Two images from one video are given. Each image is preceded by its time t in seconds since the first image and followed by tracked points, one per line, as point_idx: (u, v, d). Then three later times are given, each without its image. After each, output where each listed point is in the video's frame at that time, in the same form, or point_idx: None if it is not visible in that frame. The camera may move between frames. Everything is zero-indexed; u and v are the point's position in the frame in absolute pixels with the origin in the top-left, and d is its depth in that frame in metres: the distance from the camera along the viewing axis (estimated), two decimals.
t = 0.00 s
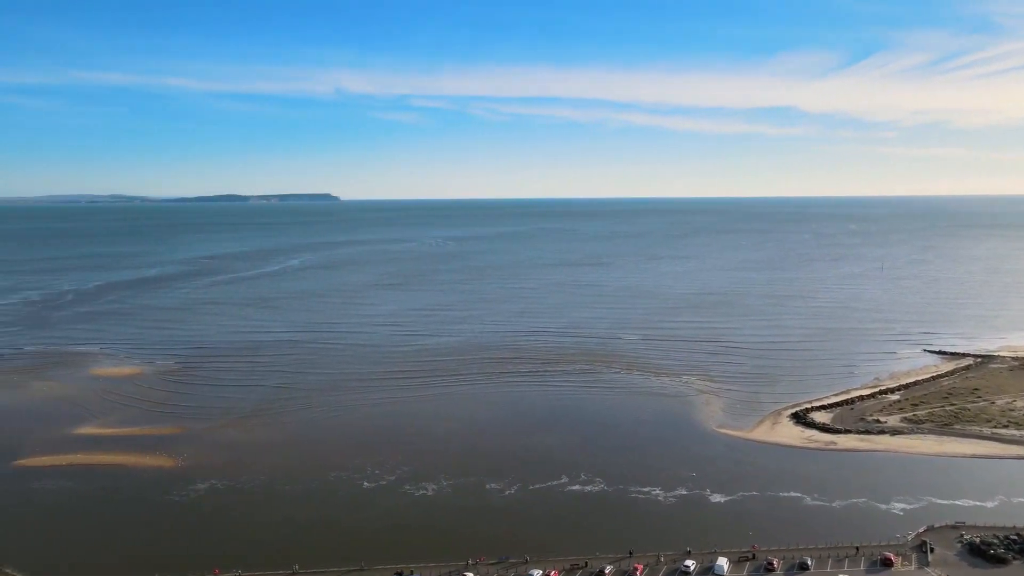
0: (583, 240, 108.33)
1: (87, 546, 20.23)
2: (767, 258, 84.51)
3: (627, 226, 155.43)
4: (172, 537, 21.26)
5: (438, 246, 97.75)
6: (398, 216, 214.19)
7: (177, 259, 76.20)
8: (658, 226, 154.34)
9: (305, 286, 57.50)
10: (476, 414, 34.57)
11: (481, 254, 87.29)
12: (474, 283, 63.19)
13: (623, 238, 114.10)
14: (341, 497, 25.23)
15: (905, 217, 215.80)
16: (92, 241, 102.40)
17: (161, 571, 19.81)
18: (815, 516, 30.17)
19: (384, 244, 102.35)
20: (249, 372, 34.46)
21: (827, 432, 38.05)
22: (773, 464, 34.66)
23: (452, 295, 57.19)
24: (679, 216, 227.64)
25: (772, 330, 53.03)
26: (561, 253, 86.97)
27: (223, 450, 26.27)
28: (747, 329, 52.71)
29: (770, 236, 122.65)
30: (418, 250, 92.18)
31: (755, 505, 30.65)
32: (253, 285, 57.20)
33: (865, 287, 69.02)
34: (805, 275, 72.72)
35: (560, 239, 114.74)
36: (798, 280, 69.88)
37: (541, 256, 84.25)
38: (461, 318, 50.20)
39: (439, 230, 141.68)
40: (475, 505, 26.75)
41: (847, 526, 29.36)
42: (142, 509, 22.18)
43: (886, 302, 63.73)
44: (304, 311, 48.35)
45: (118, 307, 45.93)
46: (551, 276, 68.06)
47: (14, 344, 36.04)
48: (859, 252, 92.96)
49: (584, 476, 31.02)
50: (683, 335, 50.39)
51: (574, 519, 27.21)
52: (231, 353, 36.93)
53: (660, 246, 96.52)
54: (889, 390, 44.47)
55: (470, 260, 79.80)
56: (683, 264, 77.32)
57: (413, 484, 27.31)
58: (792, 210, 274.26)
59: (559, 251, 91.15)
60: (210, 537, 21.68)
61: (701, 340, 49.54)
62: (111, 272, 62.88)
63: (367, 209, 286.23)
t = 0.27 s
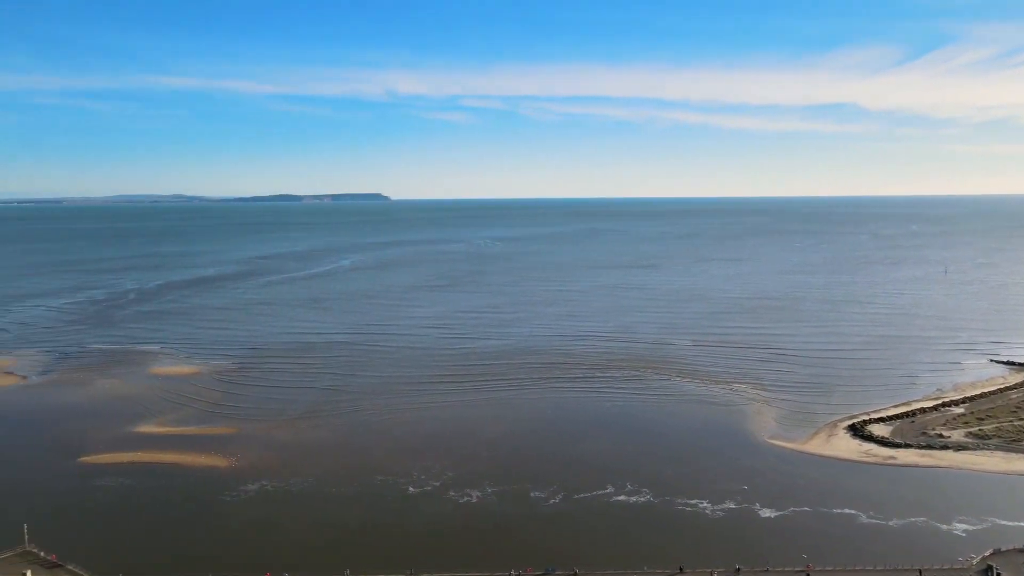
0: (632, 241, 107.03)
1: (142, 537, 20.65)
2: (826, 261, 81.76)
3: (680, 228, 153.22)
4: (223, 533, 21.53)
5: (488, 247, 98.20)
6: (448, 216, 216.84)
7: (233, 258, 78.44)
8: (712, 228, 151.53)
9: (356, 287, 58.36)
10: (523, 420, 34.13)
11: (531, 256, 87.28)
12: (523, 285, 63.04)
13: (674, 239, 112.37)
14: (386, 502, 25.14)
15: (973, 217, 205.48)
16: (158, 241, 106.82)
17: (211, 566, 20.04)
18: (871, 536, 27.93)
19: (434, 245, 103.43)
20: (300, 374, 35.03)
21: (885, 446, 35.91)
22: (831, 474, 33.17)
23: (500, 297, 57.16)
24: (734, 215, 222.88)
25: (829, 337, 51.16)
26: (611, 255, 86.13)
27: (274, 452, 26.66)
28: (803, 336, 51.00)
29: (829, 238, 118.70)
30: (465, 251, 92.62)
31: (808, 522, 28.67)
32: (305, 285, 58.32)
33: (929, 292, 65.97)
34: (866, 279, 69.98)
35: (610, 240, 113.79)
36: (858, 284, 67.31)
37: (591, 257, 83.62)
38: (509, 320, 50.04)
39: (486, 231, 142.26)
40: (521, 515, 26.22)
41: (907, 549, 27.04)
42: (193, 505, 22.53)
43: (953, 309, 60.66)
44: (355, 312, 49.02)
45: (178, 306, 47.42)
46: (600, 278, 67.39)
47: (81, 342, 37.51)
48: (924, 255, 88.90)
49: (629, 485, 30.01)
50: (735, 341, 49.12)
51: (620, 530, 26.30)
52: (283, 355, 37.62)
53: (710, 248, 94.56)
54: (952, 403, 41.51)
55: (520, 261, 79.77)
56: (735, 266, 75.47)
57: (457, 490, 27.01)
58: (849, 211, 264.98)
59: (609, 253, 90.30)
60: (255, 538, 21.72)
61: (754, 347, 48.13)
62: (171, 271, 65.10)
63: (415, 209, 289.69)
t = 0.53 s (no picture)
0: (681, 242, 105.23)
1: (195, 534, 21.25)
2: (888, 264, 78.55)
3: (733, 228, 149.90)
4: (271, 533, 21.94)
5: (536, 248, 98.03)
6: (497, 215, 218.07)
7: (287, 258, 80.42)
8: (766, 228, 147.74)
9: (404, 288, 59.00)
10: (568, 427, 33.80)
11: (579, 256, 86.71)
12: (570, 287, 62.61)
13: (727, 241, 109.83)
14: (431, 508, 25.17)
15: None
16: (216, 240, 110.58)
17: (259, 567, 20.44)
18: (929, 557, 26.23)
19: (482, 245, 103.85)
20: (349, 376, 35.55)
21: (949, 462, 33.64)
22: (893, 486, 31.64)
23: (548, 299, 56.89)
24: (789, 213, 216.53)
25: (890, 346, 49.06)
26: (661, 256, 84.79)
27: (322, 455, 27.07)
28: (862, 344, 49.11)
29: (892, 238, 114.18)
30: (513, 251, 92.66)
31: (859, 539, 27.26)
32: (355, 286, 59.27)
33: (999, 299, 62.66)
34: (931, 284, 66.89)
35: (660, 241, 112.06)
36: (922, 289, 64.39)
37: (641, 259, 82.52)
38: (557, 324, 49.71)
39: (533, 231, 142.14)
40: (563, 525, 25.80)
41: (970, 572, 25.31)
42: (241, 504, 23.00)
43: None
44: (404, 313, 49.53)
45: (234, 306, 48.83)
46: (649, 281, 66.43)
47: (142, 341, 38.96)
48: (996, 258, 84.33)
49: (673, 497, 29.17)
50: (789, 348, 47.70)
51: (664, 544, 25.59)
52: (333, 356, 38.27)
53: (763, 250, 92.14)
54: None
55: (568, 262, 79.30)
56: (790, 269, 73.31)
57: (501, 498, 26.85)
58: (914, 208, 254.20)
59: (659, 253, 88.96)
60: (298, 540, 21.94)
61: (810, 355, 46.58)
62: (228, 270, 67.15)
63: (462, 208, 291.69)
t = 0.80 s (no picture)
0: (732, 243, 102.96)
1: (247, 533, 21.75)
2: (956, 267, 74.79)
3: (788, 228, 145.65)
4: (319, 535, 22.27)
5: (584, 249, 97.34)
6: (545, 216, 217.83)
7: (338, 258, 81.94)
8: (823, 229, 142.98)
9: (452, 289, 59.35)
10: (615, 435, 33.34)
11: (628, 258, 85.65)
12: (619, 290, 61.88)
13: (781, 242, 106.69)
14: (476, 514, 25.13)
15: None
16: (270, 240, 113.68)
17: (307, 568, 20.75)
18: None
19: (529, 245, 103.72)
20: (397, 379, 35.92)
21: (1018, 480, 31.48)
22: (959, 501, 30.02)
23: (596, 303, 56.36)
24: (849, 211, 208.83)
25: (957, 355, 46.71)
26: (713, 259, 82.98)
27: (369, 459, 27.36)
28: (926, 353, 46.89)
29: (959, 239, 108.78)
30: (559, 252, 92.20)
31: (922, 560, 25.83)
32: (404, 287, 59.90)
33: None
34: (1004, 289, 63.32)
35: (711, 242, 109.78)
36: (993, 295, 61.06)
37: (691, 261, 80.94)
38: (604, 328, 49.18)
39: (580, 231, 141.48)
40: (609, 536, 25.37)
41: None
42: (292, 506, 23.41)
43: None
44: (452, 315, 49.81)
45: (287, 306, 49.97)
46: (700, 284, 65.08)
47: (200, 341, 40.25)
48: None
49: (722, 510, 28.27)
50: (848, 357, 45.97)
51: (712, 559, 24.85)
52: (381, 359, 38.75)
53: (820, 253, 89.24)
54: None
55: (616, 264, 78.43)
56: (847, 273, 70.76)
57: (546, 506, 26.62)
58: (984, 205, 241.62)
59: (711, 255, 87.05)
60: (346, 543, 22.17)
61: (870, 364, 44.77)
62: (281, 270, 68.80)
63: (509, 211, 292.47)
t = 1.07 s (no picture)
0: (786, 246, 100.07)
1: (297, 536, 22.17)
2: None
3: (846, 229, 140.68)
4: (366, 540, 22.50)
5: (633, 251, 96.14)
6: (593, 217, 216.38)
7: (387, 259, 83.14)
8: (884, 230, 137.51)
9: (499, 291, 59.43)
10: (662, 444, 32.72)
11: (679, 261, 84.13)
12: (668, 294, 60.85)
13: (839, 244, 103.07)
14: (520, 523, 24.97)
15: None
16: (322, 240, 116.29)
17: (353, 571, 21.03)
18: None
19: (577, 247, 103.11)
20: (444, 383, 36.15)
21: None
22: None
23: (644, 306, 55.56)
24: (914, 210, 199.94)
25: None
26: (767, 261, 80.75)
27: (416, 464, 27.60)
28: (996, 363, 44.43)
29: None
30: (607, 253, 91.38)
31: None
32: (451, 288, 60.32)
33: None
34: None
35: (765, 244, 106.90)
36: None
37: (744, 264, 78.94)
38: (653, 333, 48.44)
39: (628, 232, 139.87)
40: (654, 549, 24.81)
41: None
42: (341, 510, 23.78)
43: None
44: (499, 318, 49.88)
45: (338, 307, 50.96)
46: (753, 288, 63.42)
47: (255, 340, 41.38)
48: None
49: (771, 525, 27.24)
50: (910, 366, 43.98)
51: None
52: (429, 362, 39.07)
53: (881, 255, 85.77)
54: None
55: (666, 267, 77.19)
56: (910, 277, 67.79)
57: (591, 516, 26.26)
58: None
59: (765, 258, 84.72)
60: (391, 549, 22.31)
61: (933, 374, 42.81)
62: (333, 270, 70.24)
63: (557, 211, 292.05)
